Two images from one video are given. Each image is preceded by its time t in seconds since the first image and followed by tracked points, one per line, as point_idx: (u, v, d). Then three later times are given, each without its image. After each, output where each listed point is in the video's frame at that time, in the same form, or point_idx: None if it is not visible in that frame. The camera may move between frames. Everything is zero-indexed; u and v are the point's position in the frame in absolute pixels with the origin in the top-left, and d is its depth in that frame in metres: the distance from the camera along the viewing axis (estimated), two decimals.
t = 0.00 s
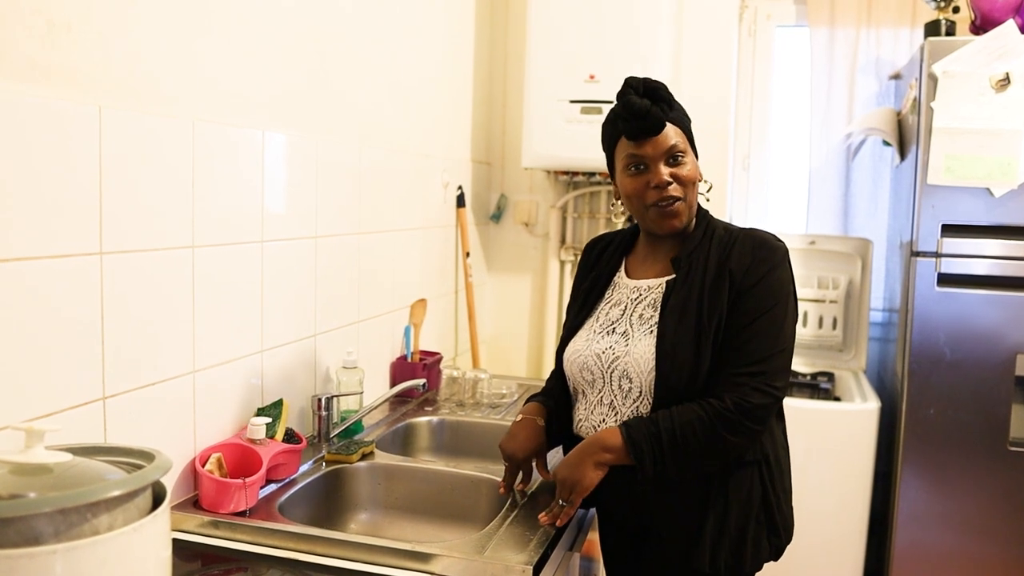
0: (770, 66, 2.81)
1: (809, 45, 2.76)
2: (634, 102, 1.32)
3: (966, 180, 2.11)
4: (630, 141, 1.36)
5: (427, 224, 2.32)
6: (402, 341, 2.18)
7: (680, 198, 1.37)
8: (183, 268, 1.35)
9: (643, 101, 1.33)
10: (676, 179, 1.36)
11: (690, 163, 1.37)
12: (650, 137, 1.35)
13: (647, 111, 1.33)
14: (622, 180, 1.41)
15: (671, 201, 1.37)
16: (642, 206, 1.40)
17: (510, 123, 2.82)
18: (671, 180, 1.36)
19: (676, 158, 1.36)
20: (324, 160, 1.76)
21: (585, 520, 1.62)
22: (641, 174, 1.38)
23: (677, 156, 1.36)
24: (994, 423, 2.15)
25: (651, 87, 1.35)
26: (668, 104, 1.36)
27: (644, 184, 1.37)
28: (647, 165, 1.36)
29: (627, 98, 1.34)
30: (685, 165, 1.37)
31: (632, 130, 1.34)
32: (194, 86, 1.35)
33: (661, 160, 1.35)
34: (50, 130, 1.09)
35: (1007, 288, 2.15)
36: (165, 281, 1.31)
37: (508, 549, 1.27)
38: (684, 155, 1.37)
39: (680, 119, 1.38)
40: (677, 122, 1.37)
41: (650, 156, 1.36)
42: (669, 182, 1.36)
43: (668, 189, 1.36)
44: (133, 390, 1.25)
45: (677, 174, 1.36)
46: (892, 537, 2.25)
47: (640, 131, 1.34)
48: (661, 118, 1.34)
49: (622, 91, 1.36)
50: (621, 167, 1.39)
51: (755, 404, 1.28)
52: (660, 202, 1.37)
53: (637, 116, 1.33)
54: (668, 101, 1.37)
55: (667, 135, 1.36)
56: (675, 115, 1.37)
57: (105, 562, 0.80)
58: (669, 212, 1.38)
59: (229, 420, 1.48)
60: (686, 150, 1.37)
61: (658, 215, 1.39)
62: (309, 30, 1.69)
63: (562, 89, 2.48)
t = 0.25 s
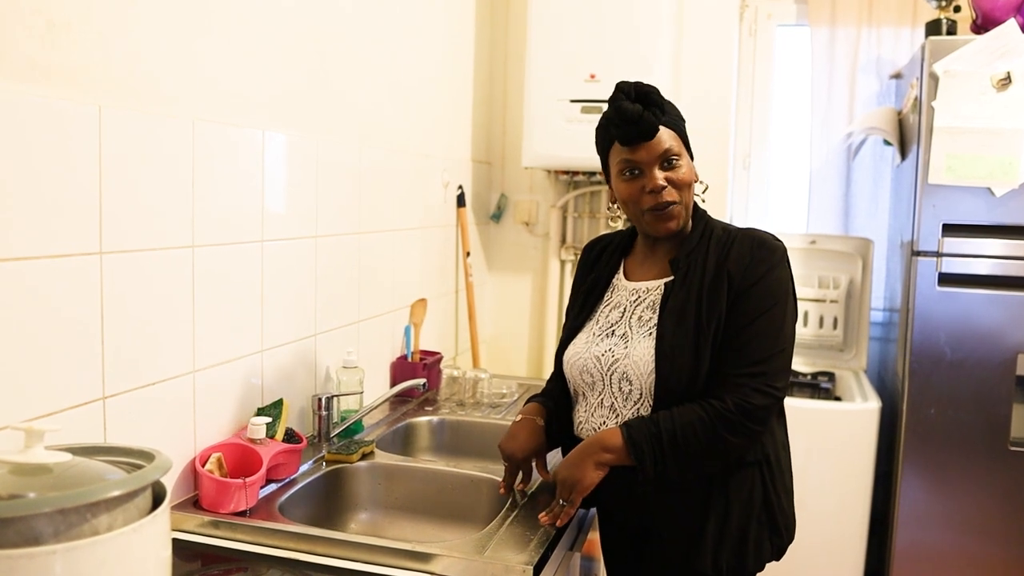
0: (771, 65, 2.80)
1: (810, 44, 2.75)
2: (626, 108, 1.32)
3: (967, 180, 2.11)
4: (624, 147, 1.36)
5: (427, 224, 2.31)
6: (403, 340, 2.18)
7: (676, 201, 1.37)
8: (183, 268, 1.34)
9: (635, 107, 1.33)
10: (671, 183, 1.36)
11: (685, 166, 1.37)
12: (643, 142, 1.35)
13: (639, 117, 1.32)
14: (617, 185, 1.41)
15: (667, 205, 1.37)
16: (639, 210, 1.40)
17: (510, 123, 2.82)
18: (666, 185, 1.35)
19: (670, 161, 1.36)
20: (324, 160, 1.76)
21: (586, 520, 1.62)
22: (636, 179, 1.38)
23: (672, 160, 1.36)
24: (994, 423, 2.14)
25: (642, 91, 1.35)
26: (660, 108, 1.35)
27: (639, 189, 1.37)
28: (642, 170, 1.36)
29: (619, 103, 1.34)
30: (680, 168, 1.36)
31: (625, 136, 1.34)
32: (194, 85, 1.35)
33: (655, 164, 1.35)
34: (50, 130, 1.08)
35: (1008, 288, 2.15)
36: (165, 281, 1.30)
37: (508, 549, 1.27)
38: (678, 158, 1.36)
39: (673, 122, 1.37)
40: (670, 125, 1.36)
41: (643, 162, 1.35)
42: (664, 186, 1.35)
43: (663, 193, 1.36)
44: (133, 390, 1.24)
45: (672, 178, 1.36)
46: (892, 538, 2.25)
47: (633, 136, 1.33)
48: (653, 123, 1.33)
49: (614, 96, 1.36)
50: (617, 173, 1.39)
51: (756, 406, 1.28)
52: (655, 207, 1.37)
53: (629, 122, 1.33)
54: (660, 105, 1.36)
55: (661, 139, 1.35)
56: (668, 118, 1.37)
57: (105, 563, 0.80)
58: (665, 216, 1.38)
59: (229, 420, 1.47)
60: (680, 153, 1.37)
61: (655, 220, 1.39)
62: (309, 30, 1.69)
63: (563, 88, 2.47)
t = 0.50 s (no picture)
0: (771, 65, 2.80)
1: (810, 44, 2.75)
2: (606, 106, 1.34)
3: (968, 179, 2.11)
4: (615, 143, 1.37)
5: (427, 224, 2.31)
6: (403, 340, 2.18)
7: (660, 200, 1.36)
8: (182, 267, 1.34)
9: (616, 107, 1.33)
10: (652, 183, 1.34)
11: (672, 167, 1.33)
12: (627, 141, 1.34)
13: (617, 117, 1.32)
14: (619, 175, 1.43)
15: (649, 203, 1.37)
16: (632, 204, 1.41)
17: (510, 122, 2.82)
18: (645, 184, 1.35)
19: (654, 162, 1.33)
20: (324, 160, 1.76)
21: (586, 520, 1.62)
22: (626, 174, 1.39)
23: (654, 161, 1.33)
24: (995, 423, 2.14)
25: (623, 90, 1.32)
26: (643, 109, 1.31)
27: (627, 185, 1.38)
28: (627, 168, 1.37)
29: (605, 102, 1.34)
30: (664, 169, 1.33)
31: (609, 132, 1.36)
32: (194, 85, 1.35)
33: (637, 164, 1.34)
34: (49, 130, 1.08)
35: (1009, 288, 2.15)
36: (164, 281, 1.30)
37: (508, 549, 1.27)
38: (664, 159, 1.32)
39: (667, 121, 1.32)
40: (660, 124, 1.32)
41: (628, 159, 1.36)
42: (645, 186, 1.35)
43: (645, 192, 1.36)
44: (132, 390, 1.24)
45: (654, 178, 1.34)
46: (892, 537, 2.25)
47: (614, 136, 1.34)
48: (629, 124, 1.32)
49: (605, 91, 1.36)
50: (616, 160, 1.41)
51: (758, 414, 1.29)
52: (640, 203, 1.38)
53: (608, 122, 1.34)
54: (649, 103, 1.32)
55: (644, 138, 1.33)
56: (658, 115, 1.32)
57: (103, 564, 0.79)
58: (649, 211, 1.38)
59: (228, 420, 1.47)
60: (667, 154, 1.32)
61: (641, 213, 1.39)
62: (308, 30, 1.68)
63: (563, 88, 2.47)
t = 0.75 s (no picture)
0: (771, 64, 2.80)
1: (810, 43, 2.75)
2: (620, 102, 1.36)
3: (968, 179, 2.11)
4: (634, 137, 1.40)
5: (426, 224, 2.31)
6: (402, 340, 2.17)
7: (665, 199, 1.37)
8: (181, 267, 1.34)
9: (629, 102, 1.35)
10: (660, 182, 1.36)
11: (680, 167, 1.33)
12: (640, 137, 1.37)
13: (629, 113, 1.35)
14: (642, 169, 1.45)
15: (655, 200, 1.39)
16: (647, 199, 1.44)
17: (510, 122, 2.81)
18: (653, 181, 1.37)
19: (661, 161, 1.35)
20: (323, 159, 1.76)
21: (585, 522, 1.61)
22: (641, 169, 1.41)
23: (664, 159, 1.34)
24: (996, 423, 2.14)
25: (638, 87, 1.34)
26: (654, 106, 1.32)
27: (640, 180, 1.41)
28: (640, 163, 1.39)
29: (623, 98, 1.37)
30: (670, 169, 1.34)
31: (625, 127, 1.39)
32: (193, 85, 1.35)
33: (646, 161, 1.37)
34: (47, 129, 1.08)
35: (1009, 288, 2.14)
36: (163, 281, 1.30)
37: (507, 549, 1.26)
38: (670, 159, 1.34)
39: (679, 121, 1.33)
40: (673, 123, 1.33)
41: (641, 155, 1.38)
42: (651, 183, 1.37)
43: (652, 189, 1.38)
44: (131, 390, 1.24)
45: (660, 177, 1.36)
46: (893, 538, 2.25)
47: (628, 131, 1.37)
48: (639, 120, 1.34)
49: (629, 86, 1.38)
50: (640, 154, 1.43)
51: (756, 414, 1.28)
52: (649, 199, 1.40)
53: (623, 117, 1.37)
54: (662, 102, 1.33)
55: (657, 136, 1.35)
56: (671, 115, 1.33)
57: (101, 565, 0.79)
58: (658, 209, 1.40)
59: (228, 420, 1.47)
60: (677, 153, 1.33)
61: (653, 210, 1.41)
62: (307, 29, 1.68)
63: (562, 88, 2.47)
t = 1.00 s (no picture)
0: (765, 64, 2.80)
1: (804, 43, 2.75)
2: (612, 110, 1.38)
3: (961, 179, 2.11)
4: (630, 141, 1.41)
5: (420, 224, 2.30)
6: (396, 340, 2.17)
7: (660, 203, 1.38)
8: (175, 267, 1.33)
9: (621, 109, 1.37)
10: (653, 185, 1.37)
11: (671, 171, 1.34)
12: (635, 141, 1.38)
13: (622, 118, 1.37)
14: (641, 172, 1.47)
15: (651, 204, 1.40)
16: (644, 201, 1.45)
17: (504, 122, 2.81)
18: (647, 185, 1.38)
19: (655, 164, 1.36)
20: (317, 159, 1.75)
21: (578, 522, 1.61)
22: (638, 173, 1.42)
23: (656, 163, 1.35)
24: (989, 422, 2.14)
25: (628, 93, 1.36)
26: (643, 111, 1.33)
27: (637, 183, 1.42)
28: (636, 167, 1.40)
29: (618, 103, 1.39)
30: (663, 173, 1.35)
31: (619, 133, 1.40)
32: (187, 83, 1.34)
33: (640, 165, 1.38)
34: (41, 129, 1.07)
35: (1002, 287, 2.15)
36: (157, 281, 1.29)
37: (502, 549, 1.26)
38: (662, 163, 1.35)
39: (671, 124, 1.33)
40: (664, 127, 1.34)
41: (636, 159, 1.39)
42: (645, 187, 1.38)
43: (647, 192, 1.39)
44: (124, 391, 1.23)
45: (654, 181, 1.37)
46: (887, 537, 2.25)
47: (623, 136, 1.39)
48: (630, 126, 1.36)
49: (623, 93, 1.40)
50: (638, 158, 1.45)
51: (757, 406, 1.27)
52: (645, 202, 1.41)
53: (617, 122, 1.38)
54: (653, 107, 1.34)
55: (649, 140, 1.36)
56: (663, 118, 1.34)
57: (94, 565, 0.79)
58: (654, 212, 1.40)
59: (221, 420, 1.46)
60: (669, 157, 1.34)
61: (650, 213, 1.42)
62: (301, 28, 1.67)
63: (556, 87, 2.47)
